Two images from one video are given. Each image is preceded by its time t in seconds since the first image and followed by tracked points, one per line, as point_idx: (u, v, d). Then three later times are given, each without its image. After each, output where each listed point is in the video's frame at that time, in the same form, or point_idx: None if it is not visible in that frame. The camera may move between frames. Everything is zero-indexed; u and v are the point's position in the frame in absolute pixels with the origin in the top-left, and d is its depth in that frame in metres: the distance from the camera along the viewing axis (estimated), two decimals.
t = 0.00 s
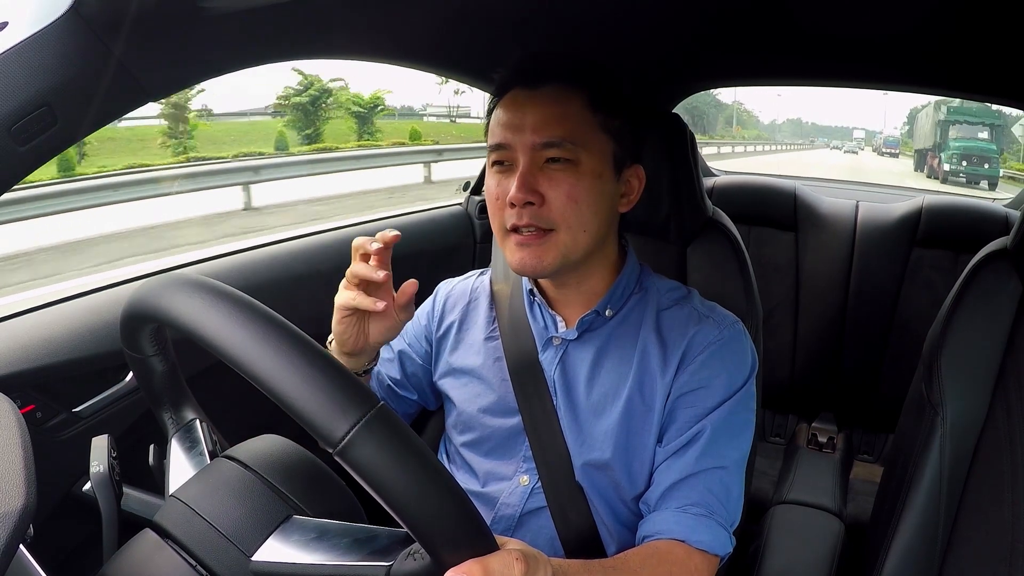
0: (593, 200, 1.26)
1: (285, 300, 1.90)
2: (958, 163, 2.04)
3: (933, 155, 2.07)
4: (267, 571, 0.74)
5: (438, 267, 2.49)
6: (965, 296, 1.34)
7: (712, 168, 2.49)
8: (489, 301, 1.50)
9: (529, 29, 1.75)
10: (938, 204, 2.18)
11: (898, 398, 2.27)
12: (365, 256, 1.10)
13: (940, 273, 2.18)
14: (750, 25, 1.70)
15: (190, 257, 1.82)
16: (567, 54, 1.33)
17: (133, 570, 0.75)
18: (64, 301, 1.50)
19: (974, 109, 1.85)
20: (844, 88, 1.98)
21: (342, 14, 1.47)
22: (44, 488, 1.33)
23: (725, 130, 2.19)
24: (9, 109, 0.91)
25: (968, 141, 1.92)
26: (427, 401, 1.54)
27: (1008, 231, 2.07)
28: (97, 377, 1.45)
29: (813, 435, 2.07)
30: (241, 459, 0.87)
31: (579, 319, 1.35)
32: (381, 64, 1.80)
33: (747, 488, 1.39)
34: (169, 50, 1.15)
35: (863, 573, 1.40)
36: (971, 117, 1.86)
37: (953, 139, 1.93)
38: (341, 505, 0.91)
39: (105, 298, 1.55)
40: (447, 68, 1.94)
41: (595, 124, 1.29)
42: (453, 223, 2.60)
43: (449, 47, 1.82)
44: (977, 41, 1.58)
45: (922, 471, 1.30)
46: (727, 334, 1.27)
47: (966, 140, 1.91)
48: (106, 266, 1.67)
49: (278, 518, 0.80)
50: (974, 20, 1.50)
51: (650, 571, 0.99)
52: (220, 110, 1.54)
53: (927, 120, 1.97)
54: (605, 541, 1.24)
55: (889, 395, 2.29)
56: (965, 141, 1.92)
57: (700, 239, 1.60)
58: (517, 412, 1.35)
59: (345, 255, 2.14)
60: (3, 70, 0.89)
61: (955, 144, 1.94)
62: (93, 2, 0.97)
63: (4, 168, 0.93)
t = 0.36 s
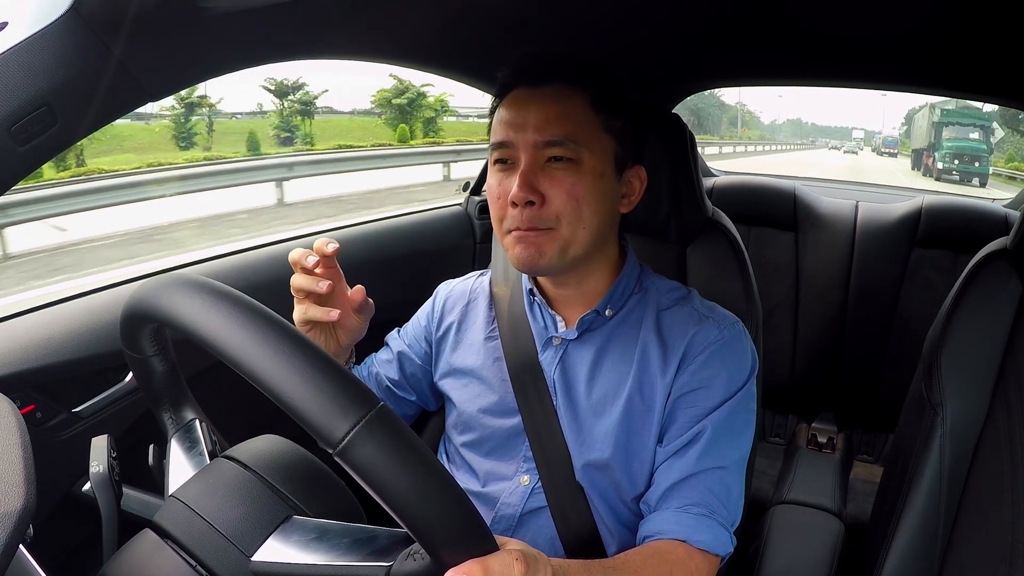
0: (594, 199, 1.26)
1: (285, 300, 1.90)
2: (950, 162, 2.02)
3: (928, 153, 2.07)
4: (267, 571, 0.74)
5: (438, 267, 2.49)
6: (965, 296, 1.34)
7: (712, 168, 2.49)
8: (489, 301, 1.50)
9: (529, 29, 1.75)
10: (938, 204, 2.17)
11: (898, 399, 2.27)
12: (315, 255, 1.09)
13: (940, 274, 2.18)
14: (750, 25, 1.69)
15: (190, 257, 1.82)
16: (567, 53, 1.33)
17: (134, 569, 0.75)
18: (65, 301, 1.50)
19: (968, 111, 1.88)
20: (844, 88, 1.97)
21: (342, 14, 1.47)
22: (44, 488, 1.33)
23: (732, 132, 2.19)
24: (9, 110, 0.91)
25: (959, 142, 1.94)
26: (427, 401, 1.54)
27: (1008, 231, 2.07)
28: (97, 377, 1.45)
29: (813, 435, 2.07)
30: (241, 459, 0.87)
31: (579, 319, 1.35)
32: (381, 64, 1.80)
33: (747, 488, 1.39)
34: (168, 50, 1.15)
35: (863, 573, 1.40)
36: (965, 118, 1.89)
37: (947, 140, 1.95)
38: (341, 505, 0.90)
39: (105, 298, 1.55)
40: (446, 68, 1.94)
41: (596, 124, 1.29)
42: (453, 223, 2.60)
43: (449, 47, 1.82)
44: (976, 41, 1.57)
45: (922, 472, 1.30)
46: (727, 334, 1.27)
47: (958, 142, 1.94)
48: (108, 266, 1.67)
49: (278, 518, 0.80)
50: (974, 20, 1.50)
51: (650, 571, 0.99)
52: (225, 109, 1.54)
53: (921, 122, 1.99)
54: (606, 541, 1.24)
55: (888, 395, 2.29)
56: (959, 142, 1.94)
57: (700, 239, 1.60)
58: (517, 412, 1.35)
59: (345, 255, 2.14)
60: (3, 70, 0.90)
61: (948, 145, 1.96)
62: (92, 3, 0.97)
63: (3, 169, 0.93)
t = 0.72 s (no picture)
0: (604, 196, 1.27)
1: (284, 301, 1.90)
2: (943, 160, 2.01)
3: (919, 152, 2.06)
4: (267, 571, 0.74)
5: (438, 268, 2.49)
6: (965, 296, 1.34)
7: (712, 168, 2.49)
8: (489, 301, 1.50)
9: (529, 29, 1.75)
10: (938, 204, 2.17)
11: (898, 398, 2.27)
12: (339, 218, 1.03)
13: (940, 274, 2.18)
14: (750, 25, 1.70)
15: (190, 257, 1.83)
16: (568, 53, 1.33)
17: (134, 569, 0.75)
18: (64, 301, 1.50)
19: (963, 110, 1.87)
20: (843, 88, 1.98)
21: (341, 15, 1.47)
22: (45, 488, 1.33)
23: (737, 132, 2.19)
24: (9, 109, 0.91)
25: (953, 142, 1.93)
26: (427, 401, 1.54)
27: (1008, 232, 2.07)
28: (97, 378, 1.46)
29: (813, 435, 2.07)
30: (241, 459, 0.87)
31: (579, 319, 1.35)
32: (381, 64, 1.81)
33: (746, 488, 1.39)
34: (167, 51, 1.15)
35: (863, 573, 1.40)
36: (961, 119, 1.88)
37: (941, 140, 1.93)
38: (342, 505, 0.90)
39: (105, 299, 1.55)
40: (446, 68, 1.94)
41: (605, 121, 1.30)
42: (453, 223, 2.60)
43: (449, 47, 1.82)
44: (976, 41, 1.57)
45: (923, 471, 1.30)
46: (728, 335, 1.27)
47: (950, 142, 1.93)
48: (108, 267, 1.67)
49: (278, 518, 0.80)
50: (974, 20, 1.50)
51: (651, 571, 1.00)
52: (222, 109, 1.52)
53: (916, 122, 1.97)
54: (606, 541, 1.24)
55: (888, 395, 2.29)
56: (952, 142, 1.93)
57: (700, 239, 1.60)
58: (517, 412, 1.35)
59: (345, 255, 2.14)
60: (3, 70, 0.90)
61: (942, 144, 1.94)
62: (92, 3, 0.97)
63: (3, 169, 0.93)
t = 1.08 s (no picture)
0: (610, 195, 1.27)
1: (284, 301, 1.90)
2: (938, 161, 2.00)
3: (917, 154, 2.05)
4: (268, 571, 0.74)
5: (438, 267, 2.48)
6: (965, 297, 1.34)
7: (712, 168, 2.48)
8: (489, 301, 1.50)
9: (529, 29, 1.75)
10: (938, 204, 2.17)
11: (898, 399, 2.27)
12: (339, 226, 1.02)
13: (940, 274, 2.18)
14: (750, 25, 1.69)
15: (190, 257, 1.82)
16: (568, 53, 1.33)
17: (134, 569, 0.75)
18: (63, 302, 1.50)
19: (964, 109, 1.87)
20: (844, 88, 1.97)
21: (341, 14, 1.47)
22: (44, 488, 1.33)
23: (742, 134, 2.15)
24: (9, 109, 0.91)
25: (948, 143, 1.94)
26: (427, 401, 1.54)
27: (1008, 232, 2.07)
28: (97, 377, 1.45)
29: (813, 435, 2.07)
30: (241, 459, 0.87)
31: (579, 319, 1.35)
32: (381, 64, 1.81)
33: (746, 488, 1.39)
34: (166, 51, 1.15)
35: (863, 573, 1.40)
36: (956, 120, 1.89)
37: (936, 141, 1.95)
38: (342, 506, 0.90)
39: (105, 299, 1.55)
40: (447, 68, 1.94)
41: (609, 121, 1.30)
42: (453, 223, 2.59)
43: (449, 47, 1.82)
44: (977, 41, 1.57)
45: (922, 471, 1.30)
46: (727, 335, 1.27)
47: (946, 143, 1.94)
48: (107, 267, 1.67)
49: (278, 518, 0.80)
50: (974, 20, 1.50)
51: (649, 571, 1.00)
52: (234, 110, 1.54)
53: (915, 124, 1.96)
54: (605, 541, 1.24)
55: (888, 395, 2.29)
56: (946, 144, 1.94)
57: (699, 239, 1.60)
58: (517, 412, 1.35)
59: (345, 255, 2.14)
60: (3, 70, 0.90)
61: (936, 146, 1.96)
62: (92, 3, 0.97)
63: (3, 169, 0.93)
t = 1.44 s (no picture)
0: (601, 197, 1.27)
1: (284, 302, 1.90)
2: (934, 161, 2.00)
3: (912, 154, 2.04)
4: (267, 571, 0.74)
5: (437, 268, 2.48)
6: (965, 296, 1.34)
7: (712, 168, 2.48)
8: (489, 302, 1.50)
9: (529, 29, 1.75)
10: (938, 204, 2.18)
11: (898, 398, 2.27)
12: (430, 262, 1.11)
13: (940, 274, 2.18)
14: (750, 25, 1.70)
15: (190, 257, 1.82)
16: (568, 53, 1.33)
17: (134, 569, 0.75)
18: (61, 302, 1.50)
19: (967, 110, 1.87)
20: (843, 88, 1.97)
21: (341, 15, 1.47)
22: (44, 488, 1.33)
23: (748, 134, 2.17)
24: (9, 109, 0.91)
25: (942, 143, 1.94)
26: (427, 402, 1.54)
27: (1008, 232, 2.07)
28: (97, 378, 1.45)
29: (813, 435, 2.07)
30: (241, 459, 0.87)
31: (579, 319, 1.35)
32: (381, 64, 1.81)
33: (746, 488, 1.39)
34: (166, 51, 1.15)
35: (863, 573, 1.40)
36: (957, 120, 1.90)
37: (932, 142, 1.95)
38: (341, 505, 0.91)
39: (105, 299, 1.55)
40: (446, 68, 1.94)
41: (604, 122, 1.30)
42: (453, 223, 2.59)
43: (449, 48, 1.82)
44: (976, 41, 1.57)
45: (922, 471, 1.30)
46: (726, 335, 1.27)
47: (943, 144, 1.94)
48: (110, 267, 1.68)
49: (278, 517, 0.80)
50: (974, 20, 1.50)
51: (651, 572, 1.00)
52: (281, 110, 1.67)
53: (912, 126, 1.96)
54: (606, 541, 1.24)
55: (888, 395, 2.29)
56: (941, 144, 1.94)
57: (699, 239, 1.60)
58: (517, 413, 1.35)
59: (344, 255, 2.14)
60: (3, 70, 0.90)
61: (932, 146, 1.95)
62: (92, 3, 0.97)
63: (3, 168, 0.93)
